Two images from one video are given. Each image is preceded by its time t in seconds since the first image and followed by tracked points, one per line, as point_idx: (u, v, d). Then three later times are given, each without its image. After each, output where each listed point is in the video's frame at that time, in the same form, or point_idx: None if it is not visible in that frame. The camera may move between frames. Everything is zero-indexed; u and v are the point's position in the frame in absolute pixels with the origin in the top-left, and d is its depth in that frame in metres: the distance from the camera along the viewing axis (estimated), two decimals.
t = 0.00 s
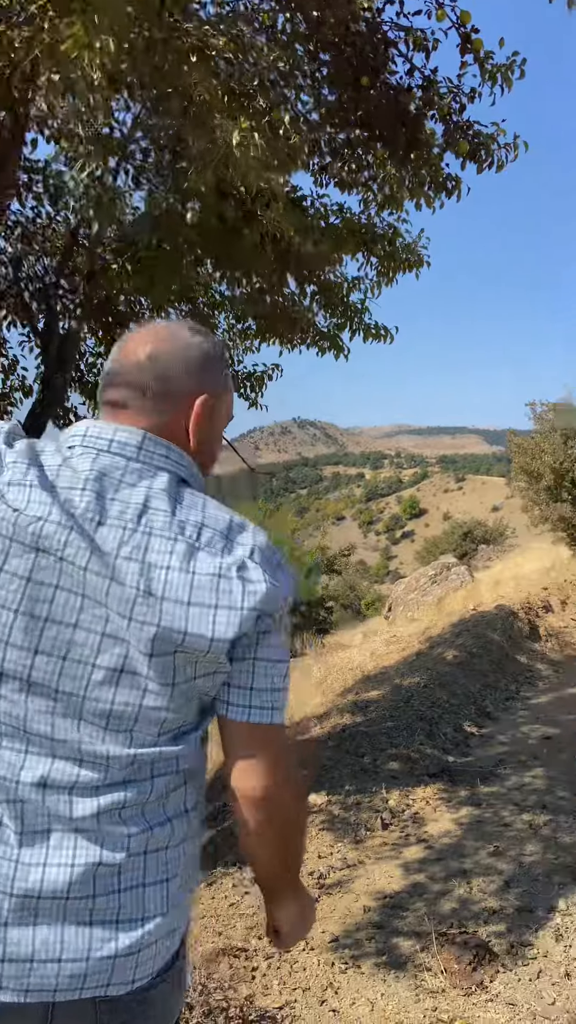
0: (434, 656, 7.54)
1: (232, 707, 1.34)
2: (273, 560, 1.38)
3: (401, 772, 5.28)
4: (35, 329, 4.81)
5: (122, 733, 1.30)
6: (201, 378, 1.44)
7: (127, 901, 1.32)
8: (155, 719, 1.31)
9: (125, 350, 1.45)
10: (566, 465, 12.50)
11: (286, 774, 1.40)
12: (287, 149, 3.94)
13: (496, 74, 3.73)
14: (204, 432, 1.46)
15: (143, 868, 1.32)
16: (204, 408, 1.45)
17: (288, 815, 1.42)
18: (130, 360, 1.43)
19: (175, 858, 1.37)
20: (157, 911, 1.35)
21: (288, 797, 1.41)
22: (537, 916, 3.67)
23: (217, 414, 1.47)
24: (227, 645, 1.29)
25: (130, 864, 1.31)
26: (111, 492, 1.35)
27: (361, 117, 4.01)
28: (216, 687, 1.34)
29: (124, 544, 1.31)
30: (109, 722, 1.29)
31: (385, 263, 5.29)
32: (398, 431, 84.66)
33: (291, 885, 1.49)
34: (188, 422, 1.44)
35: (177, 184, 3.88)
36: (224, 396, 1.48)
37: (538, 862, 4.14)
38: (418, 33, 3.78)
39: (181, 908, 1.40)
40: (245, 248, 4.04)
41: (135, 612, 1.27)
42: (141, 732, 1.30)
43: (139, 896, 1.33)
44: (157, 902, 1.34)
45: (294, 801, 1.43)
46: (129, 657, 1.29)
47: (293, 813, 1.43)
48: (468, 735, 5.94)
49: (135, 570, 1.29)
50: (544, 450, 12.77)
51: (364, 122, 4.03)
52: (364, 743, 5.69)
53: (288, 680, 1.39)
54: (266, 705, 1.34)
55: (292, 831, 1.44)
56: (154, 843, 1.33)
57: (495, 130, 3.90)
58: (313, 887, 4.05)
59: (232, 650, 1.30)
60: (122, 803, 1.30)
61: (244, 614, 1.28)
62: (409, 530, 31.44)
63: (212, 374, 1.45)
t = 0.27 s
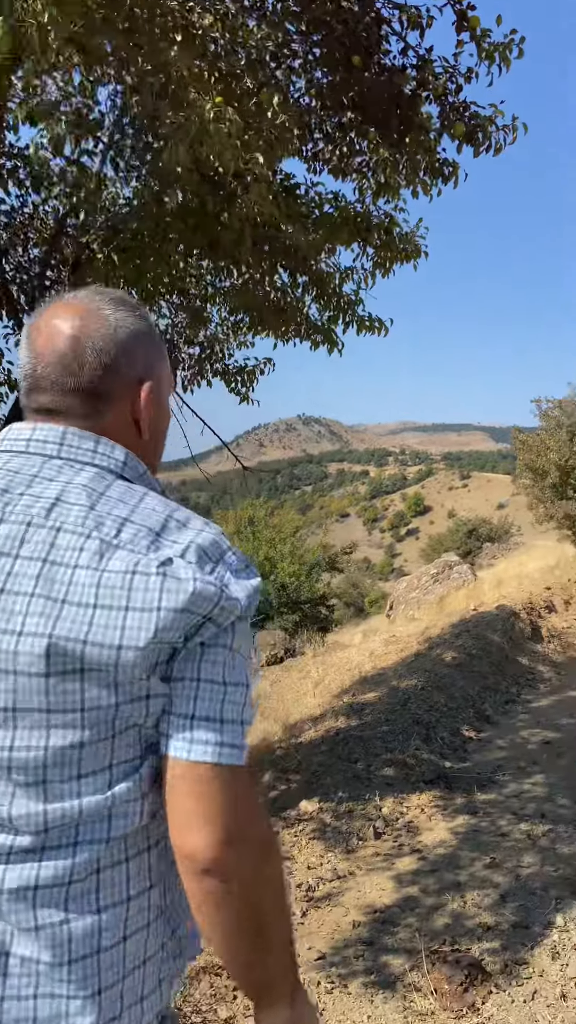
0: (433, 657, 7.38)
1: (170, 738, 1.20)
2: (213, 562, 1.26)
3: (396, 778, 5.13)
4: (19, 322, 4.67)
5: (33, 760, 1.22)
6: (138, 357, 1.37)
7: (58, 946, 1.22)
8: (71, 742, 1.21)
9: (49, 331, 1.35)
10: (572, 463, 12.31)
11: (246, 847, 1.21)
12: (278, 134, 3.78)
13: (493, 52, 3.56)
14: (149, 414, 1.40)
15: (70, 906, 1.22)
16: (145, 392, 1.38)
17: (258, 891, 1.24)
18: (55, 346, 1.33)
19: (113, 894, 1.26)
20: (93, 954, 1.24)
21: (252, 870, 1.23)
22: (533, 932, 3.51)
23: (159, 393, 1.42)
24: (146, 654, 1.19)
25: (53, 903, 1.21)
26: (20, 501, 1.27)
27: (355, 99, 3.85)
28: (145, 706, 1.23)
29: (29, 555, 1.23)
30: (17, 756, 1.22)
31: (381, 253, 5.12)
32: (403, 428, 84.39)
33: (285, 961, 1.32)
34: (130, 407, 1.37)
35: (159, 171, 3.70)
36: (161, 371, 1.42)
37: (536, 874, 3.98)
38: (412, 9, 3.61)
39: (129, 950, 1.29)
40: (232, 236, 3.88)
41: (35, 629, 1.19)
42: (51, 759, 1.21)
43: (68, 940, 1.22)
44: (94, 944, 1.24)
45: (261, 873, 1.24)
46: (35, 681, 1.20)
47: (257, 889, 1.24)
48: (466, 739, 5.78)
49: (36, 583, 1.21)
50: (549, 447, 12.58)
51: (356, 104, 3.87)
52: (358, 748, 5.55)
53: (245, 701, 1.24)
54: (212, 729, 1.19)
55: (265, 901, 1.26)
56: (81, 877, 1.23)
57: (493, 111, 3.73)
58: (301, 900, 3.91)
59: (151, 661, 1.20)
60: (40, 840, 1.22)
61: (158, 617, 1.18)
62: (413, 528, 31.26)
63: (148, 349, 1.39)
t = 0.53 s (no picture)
0: (447, 663, 7.26)
1: (189, 788, 1.14)
2: (246, 599, 1.19)
3: (408, 788, 5.04)
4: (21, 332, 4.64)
5: (47, 794, 1.21)
6: (191, 372, 1.36)
7: (68, 990, 1.19)
8: (87, 778, 1.19)
9: (104, 347, 1.37)
10: None
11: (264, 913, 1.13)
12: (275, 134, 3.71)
13: (491, 44, 3.48)
14: (204, 430, 1.40)
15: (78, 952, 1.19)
16: (198, 408, 1.38)
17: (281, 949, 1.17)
18: (113, 362, 1.35)
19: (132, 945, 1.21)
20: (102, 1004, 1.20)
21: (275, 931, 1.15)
22: (546, 949, 3.40)
23: (212, 407, 1.41)
24: (158, 693, 1.15)
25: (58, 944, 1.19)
26: (62, 527, 1.29)
27: (349, 98, 3.79)
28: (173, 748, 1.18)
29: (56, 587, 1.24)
30: (26, 789, 1.22)
31: (386, 254, 5.04)
32: (421, 432, 84.05)
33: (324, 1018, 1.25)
34: (184, 425, 1.37)
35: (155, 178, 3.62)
36: (216, 384, 1.42)
37: (550, 888, 3.86)
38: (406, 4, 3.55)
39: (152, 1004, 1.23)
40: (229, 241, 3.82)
41: (47, 659, 1.20)
42: (61, 794, 1.20)
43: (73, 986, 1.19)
44: (109, 994, 1.20)
45: (285, 935, 1.17)
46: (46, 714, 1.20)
47: (282, 949, 1.17)
48: (480, 747, 5.66)
49: (56, 611, 1.22)
50: (566, 448, 12.41)
51: (352, 102, 3.81)
52: (370, 758, 5.46)
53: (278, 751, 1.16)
54: (236, 779, 1.12)
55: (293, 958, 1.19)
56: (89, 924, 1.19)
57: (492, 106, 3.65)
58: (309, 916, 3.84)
59: (164, 702, 1.16)
60: (49, 881, 1.20)
61: (169, 652, 1.14)
62: (431, 531, 31.05)
63: (202, 362, 1.38)
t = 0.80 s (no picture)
0: (480, 677, 7.15)
1: (312, 805, 1.11)
2: (356, 606, 1.13)
3: (440, 807, 4.95)
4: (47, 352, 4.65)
5: (164, 809, 1.20)
6: (302, 370, 1.34)
7: (188, 1012, 1.16)
8: (205, 796, 1.17)
9: (216, 349, 1.35)
10: None
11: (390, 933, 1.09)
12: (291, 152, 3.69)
13: (507, 54, 3.45)
14: (316, 432, 1.37)
15: (194, 970, 1.16)
16: (311, 409, 1.35)
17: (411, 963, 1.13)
18: (226, 364, 1.33)
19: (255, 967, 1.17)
20: None
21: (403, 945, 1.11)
22: None
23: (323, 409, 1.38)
24: (269, 707, 1.12)
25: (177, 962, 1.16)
26: (172, 534, 1.27)
27: (365, 113, 3.78)
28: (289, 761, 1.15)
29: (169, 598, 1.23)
30: (148, 801, 1.21)
31: (408, 266, 4.99)
32: (455, 440, 83.52)
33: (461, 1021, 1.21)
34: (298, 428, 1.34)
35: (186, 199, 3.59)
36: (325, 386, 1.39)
37: None
38: (421, 17, 3.54)
39: None
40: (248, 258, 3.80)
41: (162, 672, 1.19)
42: (182, 808, 1.19)
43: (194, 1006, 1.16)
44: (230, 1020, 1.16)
45: (415, 947, 1.13)
46: (164, 730, 1.19)
47: (412, 966, 1.13)
48: (514, 764, 5.55)
49: (170, 622, 1.21)
50: None
51: (368, 116, 3.80)
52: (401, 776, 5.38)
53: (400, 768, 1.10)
54: (361, 798, 1.08)
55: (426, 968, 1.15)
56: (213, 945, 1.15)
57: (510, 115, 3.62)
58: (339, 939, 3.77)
59: (275, 718, 1.13)
60: (173, 893, 1.18)
61: (276, 670, 1.10)
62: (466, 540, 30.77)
63: (312, 362, 1.36)
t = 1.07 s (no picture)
0: (510, 695, 7.01)
1: (364, 805, 1.25)
2: (386, 625, 1.23)
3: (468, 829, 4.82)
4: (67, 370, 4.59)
5: (208, 803, 1.34)
6: (333, 384, 1.41)
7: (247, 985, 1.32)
8: (244, 793, 1.31)
9: (260, 370, 1.44)
10: None
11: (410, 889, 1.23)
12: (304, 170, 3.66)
13: (521, 65, 3.41)
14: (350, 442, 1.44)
15: (242, 943, 1.32)
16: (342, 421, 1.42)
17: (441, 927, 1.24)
18: (269, 383, 1.42)
19: (299, 941, 1.32)
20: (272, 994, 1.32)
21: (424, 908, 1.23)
22: None
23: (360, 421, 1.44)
24: (304, 718, 1.24)
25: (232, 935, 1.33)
26: (211, 554, 1.40)
27: (379, 128, 3.77)
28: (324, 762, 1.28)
29: (209, 618, 1.35)
30: (188, 796, 1.36)
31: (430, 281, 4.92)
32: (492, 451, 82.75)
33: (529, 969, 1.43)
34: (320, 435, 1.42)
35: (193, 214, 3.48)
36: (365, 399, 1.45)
37: None
38: (434, 30, 3.50)
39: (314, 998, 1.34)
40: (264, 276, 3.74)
41: (196, 692, 1.33)
42: (213, 822, 1.35)
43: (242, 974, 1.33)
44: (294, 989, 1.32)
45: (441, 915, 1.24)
46: (205, 734, 1.32)
47: (475, 969, 1.31)
48: (545, 786, 5.40)
49: (206, 646, 1.34)
50: None
51: (382, 131, 3.78)
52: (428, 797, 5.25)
53: (430, 772, 1.21)
54: (398, 795, 1.22)
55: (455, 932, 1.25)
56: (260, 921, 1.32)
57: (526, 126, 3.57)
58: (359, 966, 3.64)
59: (304, 735, 1.26)
60: (218, 876, 1.35)
61: (304, 694, 1.23)
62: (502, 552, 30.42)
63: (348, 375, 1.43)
